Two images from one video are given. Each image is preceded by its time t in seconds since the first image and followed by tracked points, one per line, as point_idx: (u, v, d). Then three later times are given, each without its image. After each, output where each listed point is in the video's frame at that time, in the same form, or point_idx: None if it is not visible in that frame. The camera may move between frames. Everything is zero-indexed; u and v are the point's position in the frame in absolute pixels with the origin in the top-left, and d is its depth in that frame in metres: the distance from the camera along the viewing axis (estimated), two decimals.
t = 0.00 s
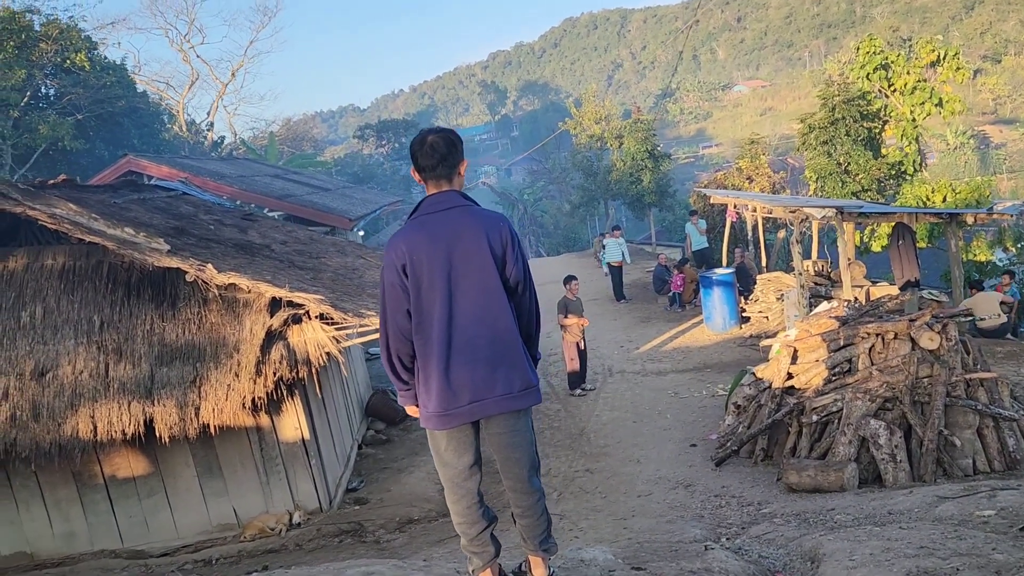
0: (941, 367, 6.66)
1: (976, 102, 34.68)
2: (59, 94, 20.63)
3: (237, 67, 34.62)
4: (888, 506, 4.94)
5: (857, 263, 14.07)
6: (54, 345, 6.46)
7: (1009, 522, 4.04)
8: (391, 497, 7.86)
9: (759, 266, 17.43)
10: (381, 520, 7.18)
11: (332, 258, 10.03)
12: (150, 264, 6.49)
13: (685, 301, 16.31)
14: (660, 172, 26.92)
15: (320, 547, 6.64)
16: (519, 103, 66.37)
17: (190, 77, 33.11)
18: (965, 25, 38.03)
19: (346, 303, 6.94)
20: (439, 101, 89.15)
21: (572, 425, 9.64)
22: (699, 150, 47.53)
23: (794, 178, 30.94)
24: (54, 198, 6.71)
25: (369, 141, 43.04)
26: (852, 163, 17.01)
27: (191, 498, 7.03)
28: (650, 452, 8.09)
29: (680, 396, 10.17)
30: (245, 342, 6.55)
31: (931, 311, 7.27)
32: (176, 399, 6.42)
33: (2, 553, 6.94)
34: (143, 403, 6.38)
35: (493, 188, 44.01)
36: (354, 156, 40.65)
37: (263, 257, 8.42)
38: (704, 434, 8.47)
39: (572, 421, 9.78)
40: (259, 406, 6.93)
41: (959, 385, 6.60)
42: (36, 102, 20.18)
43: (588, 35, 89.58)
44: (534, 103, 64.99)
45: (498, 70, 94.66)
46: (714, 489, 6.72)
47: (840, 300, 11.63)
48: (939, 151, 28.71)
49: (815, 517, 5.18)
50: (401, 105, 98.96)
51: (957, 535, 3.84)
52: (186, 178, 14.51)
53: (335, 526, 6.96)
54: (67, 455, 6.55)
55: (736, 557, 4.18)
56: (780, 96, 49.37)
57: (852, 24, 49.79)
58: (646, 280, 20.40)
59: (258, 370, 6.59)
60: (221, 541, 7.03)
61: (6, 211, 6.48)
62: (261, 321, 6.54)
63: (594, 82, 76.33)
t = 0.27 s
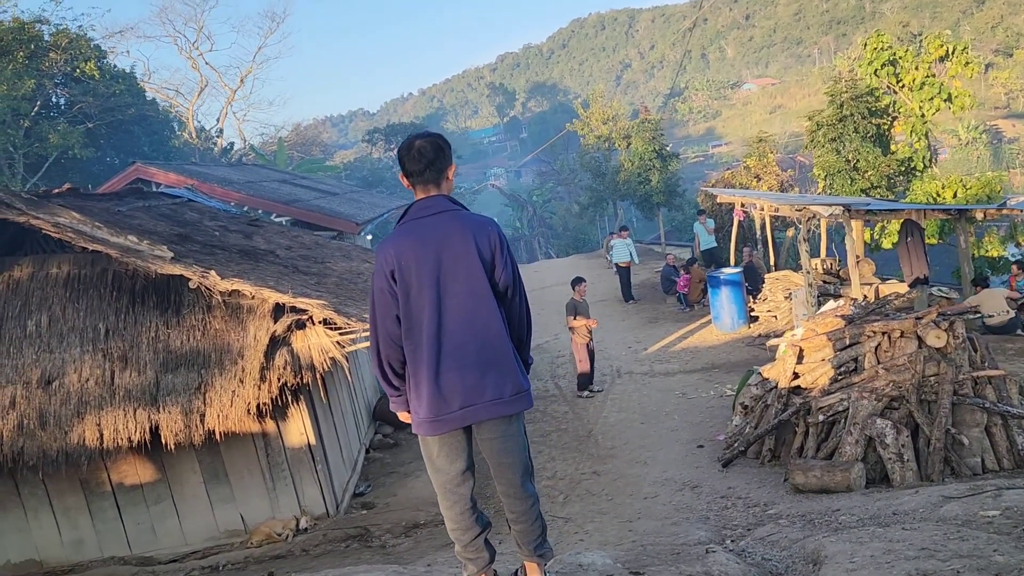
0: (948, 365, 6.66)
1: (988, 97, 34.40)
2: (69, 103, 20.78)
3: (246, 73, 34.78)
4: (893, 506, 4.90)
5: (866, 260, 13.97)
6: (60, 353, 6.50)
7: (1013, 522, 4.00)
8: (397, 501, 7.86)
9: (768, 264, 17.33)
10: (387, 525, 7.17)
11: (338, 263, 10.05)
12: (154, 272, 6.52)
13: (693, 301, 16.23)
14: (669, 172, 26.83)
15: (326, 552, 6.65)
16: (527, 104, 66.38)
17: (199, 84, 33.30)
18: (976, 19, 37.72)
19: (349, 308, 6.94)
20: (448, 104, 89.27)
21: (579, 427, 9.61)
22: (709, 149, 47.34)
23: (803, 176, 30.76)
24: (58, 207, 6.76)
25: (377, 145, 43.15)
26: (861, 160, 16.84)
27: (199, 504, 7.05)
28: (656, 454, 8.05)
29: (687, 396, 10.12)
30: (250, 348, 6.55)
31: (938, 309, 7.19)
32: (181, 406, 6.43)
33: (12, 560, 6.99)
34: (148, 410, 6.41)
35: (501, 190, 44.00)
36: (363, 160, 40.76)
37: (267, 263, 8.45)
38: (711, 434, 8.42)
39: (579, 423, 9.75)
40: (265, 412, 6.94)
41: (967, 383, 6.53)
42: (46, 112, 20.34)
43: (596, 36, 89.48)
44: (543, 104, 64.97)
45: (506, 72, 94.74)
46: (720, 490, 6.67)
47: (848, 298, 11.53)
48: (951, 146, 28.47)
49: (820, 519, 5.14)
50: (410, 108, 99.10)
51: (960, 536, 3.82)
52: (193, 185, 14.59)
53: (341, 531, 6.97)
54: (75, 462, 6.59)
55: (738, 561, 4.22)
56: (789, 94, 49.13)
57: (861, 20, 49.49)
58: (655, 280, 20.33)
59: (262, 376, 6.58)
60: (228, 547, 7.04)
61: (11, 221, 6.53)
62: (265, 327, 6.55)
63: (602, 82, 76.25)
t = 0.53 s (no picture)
0: (954, 360, 6.56)
1: (999, 89, 34.11)
2: (78, 110, 20.93)
3: (253, 77, 34.94)
4: (897, 503, 4.89)
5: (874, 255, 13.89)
6: (67, 359, 6.55)
7: (1016, 518, 3.99)
8: (404, 502, 7.86)
9: (777, 260, 17.24)
10: (394, 526, 7.18)
11: (343, 266, 10.08)
12: (159, 277, 6.56)
13: (700, 298, 16.18)
14: (676, 169, 26.75)
15: (333, 554, 6.67)
16: (535, 104, 66.36)
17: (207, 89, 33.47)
18: (986, 10, 37.41)
19: (353, 311, 6.95)
20: (456, 105, 89.35)
21: (586, 426, 9.60)
22: (717, 146, 47.17)
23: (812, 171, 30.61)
24: (63, 215, 6.81)
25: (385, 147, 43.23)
26: (869, 154, 16.72)
27: (207, 508, 7.09)
28: (663, 452, 8.03)
29: (695, 394, 10.09)
30: (255, 352, 6.58)
31: (945, 304, 7.15)
32: (187, 410, 6.47)
33: (23, 565, 7.04)
34: (155, 415, 6.44)
35: (509, 190, 43.98)
36: (371, 162, 40.85)
37: (272, 266, 8.49)
38: (719, 432, 8.39)
39: (586, 423, 9.74)
40: (271, 415, 6.97)
41: (974, 378, 6.48)
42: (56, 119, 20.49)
43: (603, 34, 89.29)
44: (550, 104, 64.91)
45: (513, 72, 94.75)
46: (726, 488, 6.65)
47: (855, 294, 11.46)
48: (962, 139, 28.24)
49: (825, 517, 5.13)
50: (418, 110, 99.27)
51: (962, 534, 3.85)
52: (200, 190, 14.67)
53: (349, 533, 6.99)
54: (83, 467, 6.64)
55: (739, 560, 4.30)
56: (798, 89, 48.87)
57: (870, 14, 49.20)
58: (663, 278, 20.27)
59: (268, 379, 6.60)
60: (237, 550, 7.08)
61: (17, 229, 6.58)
62: (270, 330, 6.59)
63: (610, 81, 76.12)
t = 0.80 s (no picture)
0: (963, 354, 6.54)
1: (1010, 80, 33.85)
2: (87, 113, 21.06)
3: (261, 78, 35.05)
4: (905, 498, 4.89)
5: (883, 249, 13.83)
6: (76, 360, 6.60)
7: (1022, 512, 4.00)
8: (412, 501, 7.87)
9: (785, 256, 17.18)
10: (402, 524, 7.19)
11: (350, 265, 10.11)
12: (166, 278, 6.60)
13: (708, 294, 16.13)
14: (684, 165, 26.67)
15: (343, 552, 6.71)
16: (542, 101, 66.30)
17: (216, 91, 33.60)
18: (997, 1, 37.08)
19: (359, 310, 6.96)
20: (463, 103, 89.34)
21: (594, 423, 9.59)
22: (726, 141, 46.98)
23: (821, 166, 30.47)
24: (71, 217, 6.86)
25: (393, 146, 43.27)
26: (878, 148, 16.60)
27: (217, 507, 7.13)
28: (671, 449, 8.02)
29: (703, 390, 10.06)
30: (262, 352, 6.61)
31: (953, 298, 7.10)
32: (196, 410, 6.50)
33: (36, 566, 7.10)
34: (164, 415, 6.48)
35: (517, 188, 43.95)
36: (379, 161, 40.93)
37: (278, 266, 8.52)
38: (727, 429, 8.36)
39: (594, 420, 9.73)
40: (279, 415, 7.00)
41: (982, 371, 6.44)
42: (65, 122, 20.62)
43: (610, 30, 89.04)
44: (558, 101, 64.82)
45: (521, 69, 94.67)
46: (734, 484, 6.64)
47: (863, 289, 11.41)
48: (972, 131, 28.03)
49: (832, 512, 5.13)
50: (426, 109, 99.36)
51: (967, 527, 3.90)
52: (208, 191, 14.73)
53: (357, 532, 7.02)
54: (94, 468, 6.69)
55: (744, 556, 4.34)
56: (806, 83, 48.62)
57: (878, 6, 48.87)
58: (671, 274, 20.22)
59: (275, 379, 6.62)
60: (247, 549, 7.12)
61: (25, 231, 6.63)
62: (277, 330, 6.61)
63: (617, 77, 75.96)
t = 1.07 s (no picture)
0: (974, 348, 6.50)
1: None
2: (98, 113, 21.19)
3: (271, 77, 35.16)
4: (915, 493, 4.88)
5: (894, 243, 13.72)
6: (88, 358, 6.66)
7: None
8: (423, 497, 7.89)
9: (796, 250, 17.09)
10: (413, 521, 7.21)
11: (359, 263, 10.13)
12: (177, 276, 6.64)
13: (719, 290, 16.07)
14: (694, 161, 26.57)
15: (353, 549, 6.74)
16: (552, 98, 66.20)
17: (226, 89, 33.74)
18: None
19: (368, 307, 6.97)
20: (473, 100, 89.30)
21: (604, 419, 9.58)
22: (736, 136, 46.76)
23: (831, 160, 30.29)
24: (82, 216, 6.91)
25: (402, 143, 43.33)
26: (889, 142, 16.50)
27: (229, 504, 7.18)
28: (681, 445, 8.00)
29: (713, 386, 10.04)
30: (272, 349, 6.64)
31: (964, 291, 7.06)
32: (207, 407, 6.55)
33: (49, 562, 7.16)
34: (176, 412, 6.53)
35: (527, 184, 43.92)
36: (388, 159, 40.99)
37: (288, 264, 8.56)
38: (737, 424, 8.33)
39: (604, 416, 9.72)
40: (289, 412, 7.03)
41: (994, 366, 6.40)
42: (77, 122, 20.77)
43: (619, 25, 88.72)
44: (567, 97, 64.67)
45: (530, 66, 94.53)
46: (744, 480, 6.62)
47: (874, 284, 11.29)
48: (986, 125, 27.77)
49: (842, 507, 5.12)
50: (435, 105, 99.42)
51: (977, 523, 3.89)
52: (218, 190, 14.79)
53: (368, 528, 7.04)
54: (106, 466, 6.74)
55: (754, 551, 4.33)
56: (817, 77, 48.29)
57: None
58: (681, 270, 20.16)
59: (286, 376, 6.67)
60: (258, 545, 7.17)
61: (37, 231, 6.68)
62: (287, 328, 6.63)
63: (626, 73, 75.73)
